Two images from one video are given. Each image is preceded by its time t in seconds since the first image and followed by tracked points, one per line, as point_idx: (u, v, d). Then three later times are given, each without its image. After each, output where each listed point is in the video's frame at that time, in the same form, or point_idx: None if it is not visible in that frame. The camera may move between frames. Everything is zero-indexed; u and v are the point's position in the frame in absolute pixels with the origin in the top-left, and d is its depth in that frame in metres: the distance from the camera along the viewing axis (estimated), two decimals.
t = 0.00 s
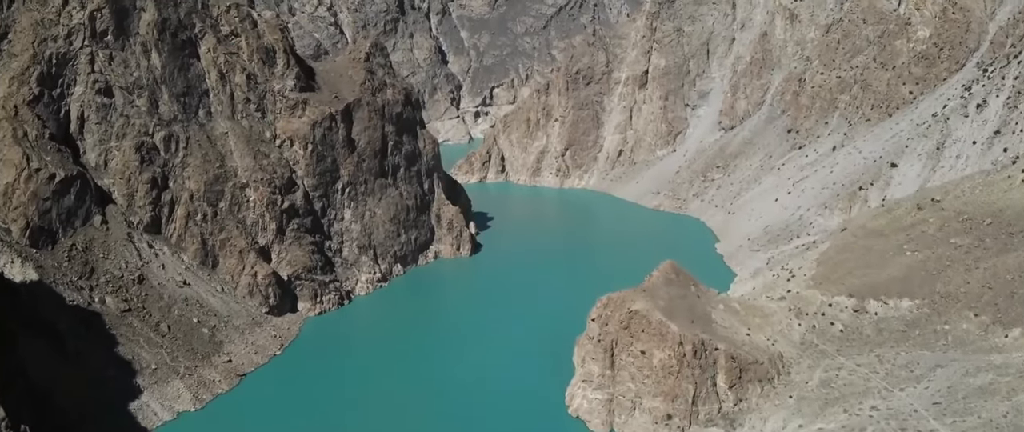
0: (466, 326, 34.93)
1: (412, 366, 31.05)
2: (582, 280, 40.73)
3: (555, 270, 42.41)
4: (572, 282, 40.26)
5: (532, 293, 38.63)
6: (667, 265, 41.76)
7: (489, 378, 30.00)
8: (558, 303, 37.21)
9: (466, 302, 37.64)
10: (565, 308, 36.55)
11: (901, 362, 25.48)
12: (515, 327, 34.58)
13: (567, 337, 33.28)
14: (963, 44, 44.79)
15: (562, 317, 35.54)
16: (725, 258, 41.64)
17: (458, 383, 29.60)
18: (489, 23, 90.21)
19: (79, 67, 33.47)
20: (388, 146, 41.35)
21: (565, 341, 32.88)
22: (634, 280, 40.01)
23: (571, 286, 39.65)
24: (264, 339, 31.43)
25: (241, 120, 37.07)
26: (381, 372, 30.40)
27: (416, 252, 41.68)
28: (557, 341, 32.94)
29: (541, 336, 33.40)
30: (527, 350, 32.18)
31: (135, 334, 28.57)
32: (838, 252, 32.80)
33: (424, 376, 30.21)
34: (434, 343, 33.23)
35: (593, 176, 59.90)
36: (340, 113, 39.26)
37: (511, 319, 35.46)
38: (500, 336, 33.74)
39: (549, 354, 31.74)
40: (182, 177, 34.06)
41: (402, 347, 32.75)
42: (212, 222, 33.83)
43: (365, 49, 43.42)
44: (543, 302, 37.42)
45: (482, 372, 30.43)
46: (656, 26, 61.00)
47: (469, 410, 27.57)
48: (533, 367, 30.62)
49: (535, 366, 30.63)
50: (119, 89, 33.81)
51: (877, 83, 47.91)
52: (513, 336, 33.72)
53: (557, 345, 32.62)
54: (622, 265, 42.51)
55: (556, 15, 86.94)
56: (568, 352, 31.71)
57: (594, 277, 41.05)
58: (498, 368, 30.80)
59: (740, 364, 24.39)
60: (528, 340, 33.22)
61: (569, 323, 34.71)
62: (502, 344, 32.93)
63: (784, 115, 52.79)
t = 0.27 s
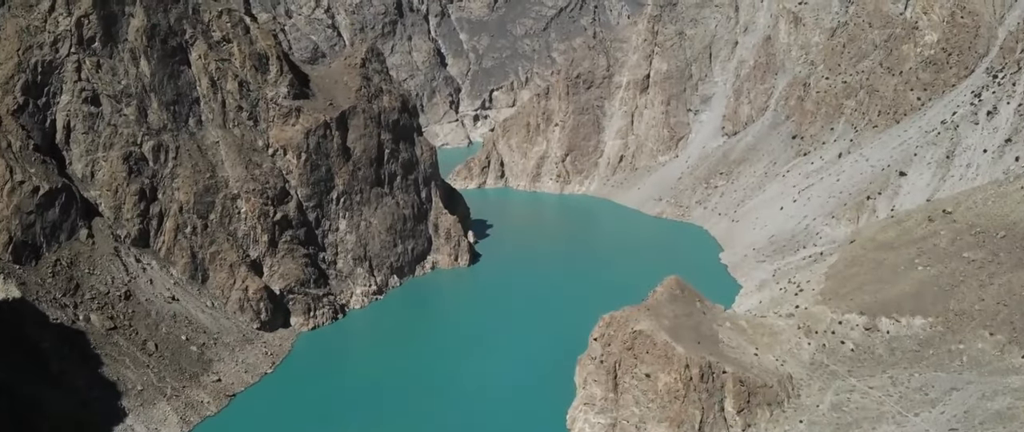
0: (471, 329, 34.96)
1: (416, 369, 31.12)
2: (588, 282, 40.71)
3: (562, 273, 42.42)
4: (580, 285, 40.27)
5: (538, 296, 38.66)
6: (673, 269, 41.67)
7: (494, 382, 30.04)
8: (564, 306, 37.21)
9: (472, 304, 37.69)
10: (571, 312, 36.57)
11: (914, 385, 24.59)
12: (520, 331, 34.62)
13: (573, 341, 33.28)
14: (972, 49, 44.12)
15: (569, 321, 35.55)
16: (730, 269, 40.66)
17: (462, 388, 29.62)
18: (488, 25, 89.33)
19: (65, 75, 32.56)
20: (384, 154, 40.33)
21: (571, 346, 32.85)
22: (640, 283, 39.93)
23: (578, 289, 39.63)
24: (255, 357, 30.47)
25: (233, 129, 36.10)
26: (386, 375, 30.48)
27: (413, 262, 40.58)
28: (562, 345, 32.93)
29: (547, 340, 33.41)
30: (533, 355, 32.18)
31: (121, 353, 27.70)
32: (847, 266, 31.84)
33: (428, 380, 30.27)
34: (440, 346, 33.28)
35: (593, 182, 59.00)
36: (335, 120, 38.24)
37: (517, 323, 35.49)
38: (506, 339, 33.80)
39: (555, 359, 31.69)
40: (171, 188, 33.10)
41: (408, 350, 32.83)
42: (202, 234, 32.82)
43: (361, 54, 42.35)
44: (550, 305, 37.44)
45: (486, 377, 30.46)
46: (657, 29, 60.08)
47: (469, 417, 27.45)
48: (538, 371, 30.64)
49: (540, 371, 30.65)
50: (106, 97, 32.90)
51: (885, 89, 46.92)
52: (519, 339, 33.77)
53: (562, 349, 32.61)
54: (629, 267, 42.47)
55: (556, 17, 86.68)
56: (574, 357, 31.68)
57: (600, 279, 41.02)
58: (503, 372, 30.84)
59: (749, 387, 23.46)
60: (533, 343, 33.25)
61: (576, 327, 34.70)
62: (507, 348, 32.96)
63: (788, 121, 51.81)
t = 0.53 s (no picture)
0: (473, 338, 34.66)
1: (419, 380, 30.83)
2: (592, 289, 40.46)
3: (565, 280, 42.16)
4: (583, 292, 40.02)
5: (541, 304, 38.41)
6: (675, 276, 41.43)
7: (496, 394, 29.78)
8: (568, 315, 36.98)
9: (474, 311, 37.37)
10: (574, 321, 36.33)
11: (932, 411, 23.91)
12: (524, 341, 34.38)
13: (577, 351, 33.06)
14: (983, 55, 43.24)
15: (572, 330, 35.34)
16: (735, 281, 39.55)
17: (465, 399, 29.34)
18: (488, 28, 89.17)
19: (51, 85, 31.60)
20: (381, 164, 39.30)
21: (574, 357, 32.60)
22: (643, 290, 39.67)
23: (581, 297, 39.36)
24: (245, 377, 29.48)
25: (224, 138, 35.05)
26: (387, 385, 30.19)
27: (411, 274, 39.52)
28: (565, 355, 32.70)
29: (550, 350, 33.17)
30: (536, 365, 31.91)
31: (106, 375, 26.71)
32: (858, 282, 30.80)
33: (431, 391, 29.99)
34: (442, 355, 32.99)
35: (595, 189, 58.07)
36: (330, 129, 37.21)
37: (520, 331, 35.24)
38: (510, 348, 33.45)
39: (558, 369, 31.44)
40: (161, 201, 32.15)
41: (410, 359, 32.51)
42: (192, 249, 31.84)
43: (357, 60, 41.28)
44: (553, 313, 37.19)
45: (488, 388, 30.18)
46: (659, 33, 58.94)
47: None
48: (541, 383, 30.37)
49: (544, 382, 30.42)
50: (94, 107, 31.99)
51: (894, 96, 45.84)
52: (523, 350, 33.43)
53: (566, 359, 32.38)
54: (632, 274, 42.23)
55: (556, 20, 86.85)
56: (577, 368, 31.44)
57: (603, 286, 40.77)
58: (506, 384, 30.58)
59: (759, 414, 22.44)
60: (537, 353, 33.01)
61: (579, 337, 34.49)
62: (510, 358, 32.69)
63: (793, 127, 50.80)
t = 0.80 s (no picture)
0: (471, 348, 34.13)
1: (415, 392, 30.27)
2: (591, 296, 40.04)
3: (563, 287, 41.69)
4: (581, 299, 39.53)
5: (540, 312, 37.89)
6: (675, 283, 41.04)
7: (496, 406, 29.19)
8: (568, 322, 36.51)
9: (471, 320, 36.82)
10: (574, 329, 35.85)
11: None
12: (523, 350, 33.85)
13: (577, 360, 32.57)
14: (993, 62, 42.17)
15: (572, 338, 34.87)
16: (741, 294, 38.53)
17: (464, 412, 28.80)
18: (488, 30, 88.57)
19: (36, 94, 30.62)
20: (377, 173, 38.23)
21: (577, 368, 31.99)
22: (643, 297, 39.26)
23: (580, 304, 38.91)
24: (234, 397, 28.51)
25: (215, 148, 34.00)
26: (386, 399, 29.60)
27: (408, 286, 38.44)
28: (566, 365, 32.22)
29: (550, 360, 32.68)
30: (535, 376, 31.42)
31: (89, 397, 25.78)
32: (869, 299, 29.77)
33: (430, 404, 29.43)
34: (440, 367, 32.45)
35: (596, 196, 57.07)
36: (325, 138, 36.15)
37: (519, 341, 34.71)
38: (511, 360, 32.84)
39: (558, 380, 30.98)
40: (149, 214, 31.19)
41: (409, 371, 31.89)
42: (181, 264, 30.86)
43: (353, 66, 40.18)
44: (553, 322, 36.70)
45: (488, 400, 29.60)
46: (662, 37, 58.01)
47: None
48: (542, 394, 29.87)
49: (545, 395, 29.86)
50: (80, 117, 31.04)
51: (903, 103, 44.82)
52: (524, 361, 32.82)
53: (567, 369, 31.83)
54: (631, 281, 41.80)
55: (557, 23, 86.70)
56: (578, 379, 30.96)
57: (602, 293, 40.34)
58: (506, 396, 30.05)
59: None
60: (536, 363, 32.52)
61: (580, 346, 34.02)
62: (509, 368, 32.17)
63: (799, 134, 49.76)
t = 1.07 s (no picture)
0: (472, 361, 33.81)
1: (418, 408, 29.96)
2: (591, 304, 39.81)
3: (563, 294, 41.42)
4: (581, 308, 39.26)
5: (540, 321, 37.60)
6: (676, 290, 40.86)
7: (498, 424, 28.88)
8: (569, 333, 36.28)
9: (470, 329, 36.43)
10: (575, 340, 35.63)
11: None
12: (525, 362, 33.57)
13: (580, 375, 32.35)
14: (1005, 68, 41.15)
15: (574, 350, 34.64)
16: (748, 307, 37.52)
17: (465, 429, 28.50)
18: (488, 32, 87.64)
19: (20, 102, 29.68)
20: (373, 182, 37.15)
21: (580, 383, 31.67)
22: (644, 306, 39.06)
23: (579, 313, 38.65)
24: (223, 419, 27.71)
25: (205, 158, 32.92)
26: (386, 415, 29.27)
27: (405, 298, 37.38)
28: (569, 380, 32.00)
29: (552, 374, 32.45)
30: (537, 391, 31.18)
31: (70, 421, 25.10)
32: (882, 316, 28.81)
33: (431, 420, 29.09)
34: (441, 380, 32.16)
35: (598, 202, 56.08)
36: (319, 147, 35.08)
37: (519, 352, 34.42)
38: (514, 374, 32.52)
39: (561, 395, 30.78)
40: (136, 226, 30.20)
41: (410, 386, 31.54)
42: (169, 278, 29.84)
43: (348, 72, 39.06)
44: (554, 332, 36.44)
45: (490, 417, 29.29)
46: (665, 41, 57.09)
47: None
48: (546, 411, 29.67)
49: (547, 412, 29.57)
50: (66, 127, 30.08)
51: (912, 109, 43.79)
52: (526, 375, 32.48)
53: (569, 385, 31.53)
54: (631, 289, 41.57)
55: (557, 24, 86.10)
56: (581, 394, 30.77)
57: (602, 301, 40.10)
58: (507, 411, 29.81)
59: None
60: (539, 377, 32.30)
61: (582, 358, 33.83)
62: (512, 382, 31.91)
63: (805, 140, 48.71)
